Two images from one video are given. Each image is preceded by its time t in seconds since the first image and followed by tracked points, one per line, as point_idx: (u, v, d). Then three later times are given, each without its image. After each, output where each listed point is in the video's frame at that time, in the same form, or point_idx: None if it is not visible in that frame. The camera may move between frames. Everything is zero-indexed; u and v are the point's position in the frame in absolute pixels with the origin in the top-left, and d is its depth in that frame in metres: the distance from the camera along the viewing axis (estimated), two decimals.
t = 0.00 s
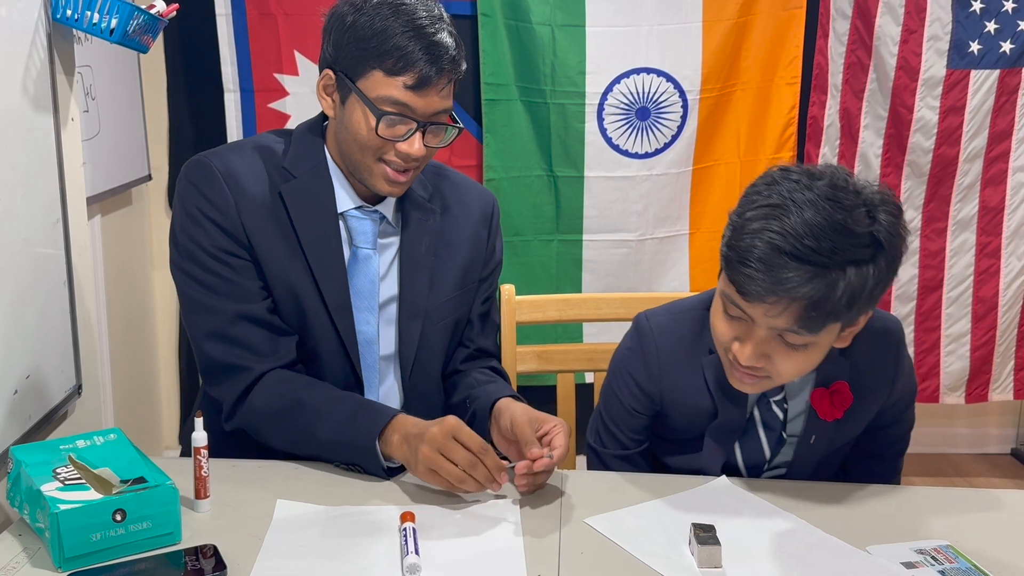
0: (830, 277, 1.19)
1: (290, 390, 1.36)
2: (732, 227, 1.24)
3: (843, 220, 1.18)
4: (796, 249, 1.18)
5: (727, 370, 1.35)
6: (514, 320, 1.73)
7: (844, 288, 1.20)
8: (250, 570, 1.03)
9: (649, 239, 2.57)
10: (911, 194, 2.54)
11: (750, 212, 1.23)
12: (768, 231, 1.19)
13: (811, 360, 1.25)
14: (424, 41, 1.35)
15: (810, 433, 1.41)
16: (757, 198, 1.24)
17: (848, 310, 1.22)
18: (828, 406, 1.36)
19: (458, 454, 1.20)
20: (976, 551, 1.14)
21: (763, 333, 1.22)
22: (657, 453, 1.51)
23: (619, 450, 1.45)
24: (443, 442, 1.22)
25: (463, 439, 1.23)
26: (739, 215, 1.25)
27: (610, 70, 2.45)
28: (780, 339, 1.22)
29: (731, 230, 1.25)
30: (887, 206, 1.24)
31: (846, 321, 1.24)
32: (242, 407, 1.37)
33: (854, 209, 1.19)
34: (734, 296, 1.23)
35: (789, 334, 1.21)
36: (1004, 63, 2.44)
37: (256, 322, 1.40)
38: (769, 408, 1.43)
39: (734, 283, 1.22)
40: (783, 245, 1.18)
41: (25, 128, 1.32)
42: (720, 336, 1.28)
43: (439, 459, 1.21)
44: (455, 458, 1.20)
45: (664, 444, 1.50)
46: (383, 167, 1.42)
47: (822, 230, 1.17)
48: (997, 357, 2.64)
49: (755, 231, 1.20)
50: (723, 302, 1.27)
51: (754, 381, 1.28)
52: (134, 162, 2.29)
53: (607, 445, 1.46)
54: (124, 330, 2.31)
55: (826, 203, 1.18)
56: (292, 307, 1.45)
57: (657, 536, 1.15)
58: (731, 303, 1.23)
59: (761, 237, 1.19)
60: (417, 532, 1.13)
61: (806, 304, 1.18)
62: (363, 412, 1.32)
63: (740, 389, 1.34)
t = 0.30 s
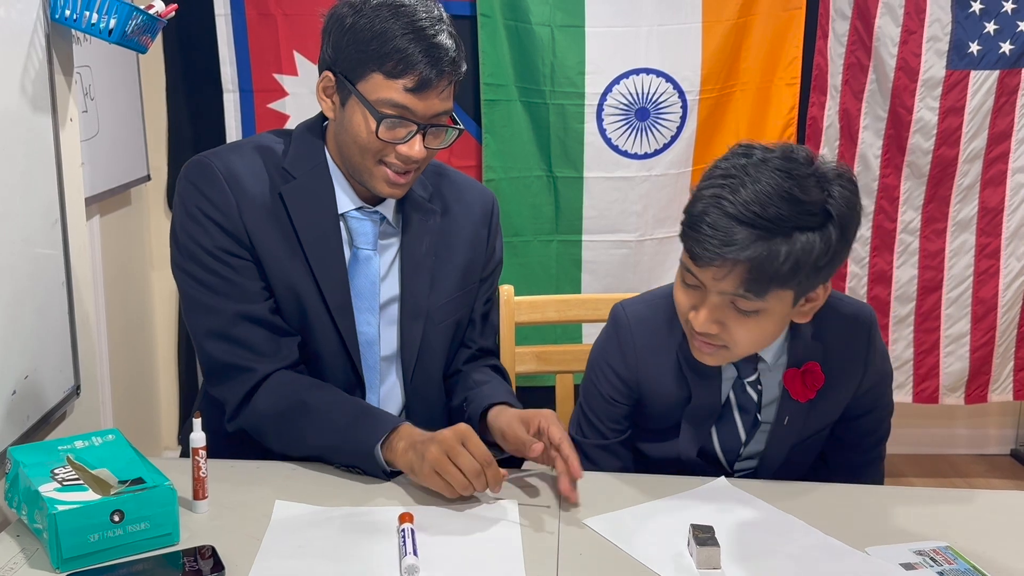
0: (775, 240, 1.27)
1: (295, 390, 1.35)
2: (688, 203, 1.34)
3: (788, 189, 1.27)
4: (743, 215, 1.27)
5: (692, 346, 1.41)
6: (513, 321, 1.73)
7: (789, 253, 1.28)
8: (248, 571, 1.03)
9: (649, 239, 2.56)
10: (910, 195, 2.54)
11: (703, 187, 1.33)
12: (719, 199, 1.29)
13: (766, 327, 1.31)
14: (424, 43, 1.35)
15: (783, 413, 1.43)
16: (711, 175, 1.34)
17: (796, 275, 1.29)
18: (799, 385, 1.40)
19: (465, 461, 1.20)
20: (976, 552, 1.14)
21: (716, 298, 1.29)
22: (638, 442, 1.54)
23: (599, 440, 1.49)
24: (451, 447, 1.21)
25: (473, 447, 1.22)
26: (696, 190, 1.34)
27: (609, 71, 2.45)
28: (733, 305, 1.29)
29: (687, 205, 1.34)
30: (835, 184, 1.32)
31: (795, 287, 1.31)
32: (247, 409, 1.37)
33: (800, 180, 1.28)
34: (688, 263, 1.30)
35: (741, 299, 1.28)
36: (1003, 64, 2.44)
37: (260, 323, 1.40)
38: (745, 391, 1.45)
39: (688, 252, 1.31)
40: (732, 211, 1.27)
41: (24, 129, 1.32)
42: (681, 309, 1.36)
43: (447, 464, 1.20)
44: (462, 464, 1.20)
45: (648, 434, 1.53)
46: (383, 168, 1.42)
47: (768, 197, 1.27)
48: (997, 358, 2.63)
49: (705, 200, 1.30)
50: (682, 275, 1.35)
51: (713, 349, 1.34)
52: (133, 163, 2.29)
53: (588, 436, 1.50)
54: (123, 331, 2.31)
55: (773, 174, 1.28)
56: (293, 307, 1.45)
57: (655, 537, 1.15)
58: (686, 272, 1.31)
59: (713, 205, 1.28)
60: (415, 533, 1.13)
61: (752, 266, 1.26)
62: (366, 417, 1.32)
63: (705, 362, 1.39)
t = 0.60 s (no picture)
0: (767, 205, 1.33)
1: (300, 392, 1.36)
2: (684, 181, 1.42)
3: (775, 159, 1.34)
4: (734, 184, 1.34)
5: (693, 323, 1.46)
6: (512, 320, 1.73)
7: (780, 220, 1.34)
8: (247, 571, 1.03)
9: (648, 239, 2.56)
10: (910, 195, 2.54)
11: (698, 164, 1.40)
12: (711, 173, 1.36)
13: (764, 295, 1.36)
14: (430, 46, 1.35)
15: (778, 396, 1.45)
16: (704, 153, 1.41)
17: (789, 239, 1.35)
18: (795, 367, 1.43)
19: (474, 472, 1.20)
20: (976, 551, 1.14)
21: (713, 268, 1.34)
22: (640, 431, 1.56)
23: (597, 423, 1.51)
24: (459, 457, 1.22)
25: (480, 459, 1.23)
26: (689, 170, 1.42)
27: (609, 71, 2.45)
28: (730, 273, 1.34)
29: (683, 183, 1.41)
30: (822, 159, 1.40)
31: (790, 254, 1.37)
32: (252, 412, 1.38)
33: (788, 151, 1.35)
34: (685, 236, 1.37)
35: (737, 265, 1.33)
36: (1003, 64, 2.44)
37: (272, 324, 1.41)
38: (745, 372, 1.47)
39: (685, 225, 1.37)
40: (724, 181, 1.34)
41: (23, 128, 1.32)
42: (681, 285, 1.41)
43: (453, 473, 1.20)
44: (470, 475, 1.20)
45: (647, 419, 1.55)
46: (388, 171, 1.42)
47: (756, 167, 1.34)
48: (996, 358, 2.63)
49: (700, 173, 1.37)
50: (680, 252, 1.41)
51: (713, 321, 1.39)
52: (132, 162, 2.29)
53: (587, 419, 1.53)
54: (122, 331, 2.31)
55: (761, 146, 1.35)
56: (299, 308, 1.45)
57: (654, 536, 1.15)
58: (684, 245, 1.37)
59: (704, 178, 1.36)
60: (415, 533, 1.12)
61: (745, 231, 1.32)
62: (372, 421, 1.32)
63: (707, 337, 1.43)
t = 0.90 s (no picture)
0: (790, 184, 1.36)
1: (307, 392, 1.36)
2: (706, 163, 1.44)
3: (794, 139, 1.37)
4: (756, 164, 1.36)
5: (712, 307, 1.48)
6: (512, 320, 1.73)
7: (802, 199, 1.36)
8: (248, 570, 1.03)
9: (648, 238, 2.56)
10: (909, 195, 2.54)
11: (719, 146, 1.43)
12: (731, 154, 1.39)
13: (786, 275, 1.38)
14: (434, 48, 1.35)
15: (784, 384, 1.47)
16: (725, 135, 1.44)
17: (810, 219, 1.38)
18: (803, 356, 1.45)
19: (490, 481, 1.18)
20: (975, 550, 1.14)
21: (736, 247, 1.36)
22: (647, 422, 1.57)
23: (606, 410, 1.53)
24: (475, 465, 1.20)
25: (497, 468, 1.20)
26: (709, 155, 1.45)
27: (608, 70, 2.45)
28: (752, 252, 1.36)
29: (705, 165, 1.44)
30: (840, 139, 1.42)
31: (811, 234, 1.39)
32: (259, 412, 1.37)
33: (806, 132, 1.38)
34: (706, 218, 1.39)
35: (760, 244, 1.36)
36: (1002, 63, 2.44)
37: (276, 323, 1.41)
38: (755, 360, 1.48)
39: (708, 207, 1.39)
40: (743, 162, 1.37)
41: (22, 127, 1.31)
42: (702, 267, 1.43)
43: (467, 480, 1.18)
44: (485, 483, 1.18)
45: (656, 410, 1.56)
46: (390, 172, 1.42)
47: (776, 147, 1.37)
48: (995, 357, 2.64)
49: (722, 154, 1.40)
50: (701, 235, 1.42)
51: (736, 302, 1.40)
52: (131, 162, 2.29)
53: (596, 406, 1.54)
54: (121, 330, 2.31)
55: (778, 128, 1.39)
56: (303, 308, 1.46)
57: (654, 536, 1.15)
58: (706, 226, 1.39)
59: (724, 160, 1.39)
60: (415, 533, 1.12)
61: (766, 210, 1.35)
62: (377, 423, 1.31)
63: (728, 320, 1.45)
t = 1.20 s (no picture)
0: (806, 171, 1.37)
1: (309, 392, 1.36)
2: (720, 153, 1.44)
3: (809, 128, 1.38)
4: (772, 152, 1.37)
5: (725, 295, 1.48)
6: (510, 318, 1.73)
7: (817, 187, 1.37)
8: (246, 569, 1.03)
9: (646, 237, 2.56)
10: (906, 193, 2.54)
11: (734, 136, 1.44)
12: (746, 143, 1.40)
13: (801, 262, 1.38)
14: (434, 46, 1.35)
15: (787, 375, 1.47)
16: (739, 125, 1.45)
17: (826, 207, 1.38)
18: (809, 348, 1.45)
19: (496, 484, 1.18)
20: (972, 548, 1.15)
21: (752, 233, 1.37)
22: (651, 413, 1.57)
23: (609, 399, 1.53)
24: (482, 467, 1.20)
25: (504, 471, 1.20)
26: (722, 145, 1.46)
27: (606, 68, 2.45)
28: (768, 238, 1.37)
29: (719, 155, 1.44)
30: (854, 128, 1.43)
31: (825, 222, 1.40)
32: (260, 411, 1.37)
33: (820, 121, 1.39)
34: (721, 207, 1.40)
35: (776, 230, 1.36)
36: (999, 62, 2.44)
37: (277, 321, 1.41)
38: (762, 352, 1.49)
39: (723, 195, 1.40)
40: (758, 151, 1.38)
41: (19, 126, 1.31)
42: (716, 256, 1.43)
43: (473, 481, 1.18)
44: (492, 486, 1.18)
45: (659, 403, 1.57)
46: (390, 170, 1.42)
47: (791, 136, 1.37)
48: (993, 355, 2.64)
49: (738, 143, 1.40)
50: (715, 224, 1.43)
51: (751, 289, 1.40)
52: (129, 160, 2.28)
53: (599, 394, 1.54)
54: (119, 329, 2.30)
55: (792, 117, 1.39)
56: (304, 306, 1.46)
57: (652, 534, 1.15)
58: (721, 214, 1.40)
59: (739, 149, 1.40)
60: (413, 531, 1.12)
61: (782, 198, 1.35)
62: (378, 423, 1.31)
63: (741, 308, 1.46)
